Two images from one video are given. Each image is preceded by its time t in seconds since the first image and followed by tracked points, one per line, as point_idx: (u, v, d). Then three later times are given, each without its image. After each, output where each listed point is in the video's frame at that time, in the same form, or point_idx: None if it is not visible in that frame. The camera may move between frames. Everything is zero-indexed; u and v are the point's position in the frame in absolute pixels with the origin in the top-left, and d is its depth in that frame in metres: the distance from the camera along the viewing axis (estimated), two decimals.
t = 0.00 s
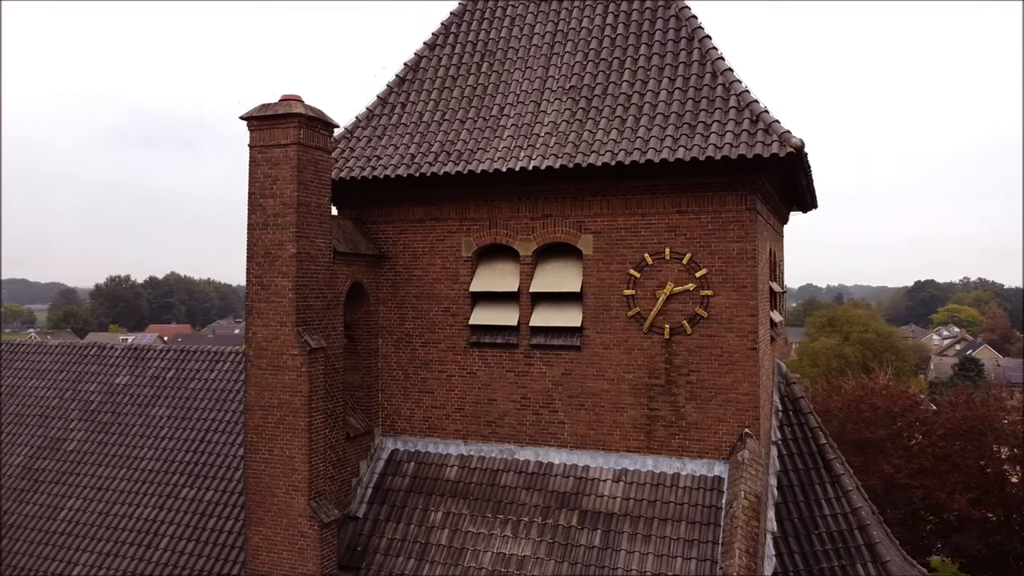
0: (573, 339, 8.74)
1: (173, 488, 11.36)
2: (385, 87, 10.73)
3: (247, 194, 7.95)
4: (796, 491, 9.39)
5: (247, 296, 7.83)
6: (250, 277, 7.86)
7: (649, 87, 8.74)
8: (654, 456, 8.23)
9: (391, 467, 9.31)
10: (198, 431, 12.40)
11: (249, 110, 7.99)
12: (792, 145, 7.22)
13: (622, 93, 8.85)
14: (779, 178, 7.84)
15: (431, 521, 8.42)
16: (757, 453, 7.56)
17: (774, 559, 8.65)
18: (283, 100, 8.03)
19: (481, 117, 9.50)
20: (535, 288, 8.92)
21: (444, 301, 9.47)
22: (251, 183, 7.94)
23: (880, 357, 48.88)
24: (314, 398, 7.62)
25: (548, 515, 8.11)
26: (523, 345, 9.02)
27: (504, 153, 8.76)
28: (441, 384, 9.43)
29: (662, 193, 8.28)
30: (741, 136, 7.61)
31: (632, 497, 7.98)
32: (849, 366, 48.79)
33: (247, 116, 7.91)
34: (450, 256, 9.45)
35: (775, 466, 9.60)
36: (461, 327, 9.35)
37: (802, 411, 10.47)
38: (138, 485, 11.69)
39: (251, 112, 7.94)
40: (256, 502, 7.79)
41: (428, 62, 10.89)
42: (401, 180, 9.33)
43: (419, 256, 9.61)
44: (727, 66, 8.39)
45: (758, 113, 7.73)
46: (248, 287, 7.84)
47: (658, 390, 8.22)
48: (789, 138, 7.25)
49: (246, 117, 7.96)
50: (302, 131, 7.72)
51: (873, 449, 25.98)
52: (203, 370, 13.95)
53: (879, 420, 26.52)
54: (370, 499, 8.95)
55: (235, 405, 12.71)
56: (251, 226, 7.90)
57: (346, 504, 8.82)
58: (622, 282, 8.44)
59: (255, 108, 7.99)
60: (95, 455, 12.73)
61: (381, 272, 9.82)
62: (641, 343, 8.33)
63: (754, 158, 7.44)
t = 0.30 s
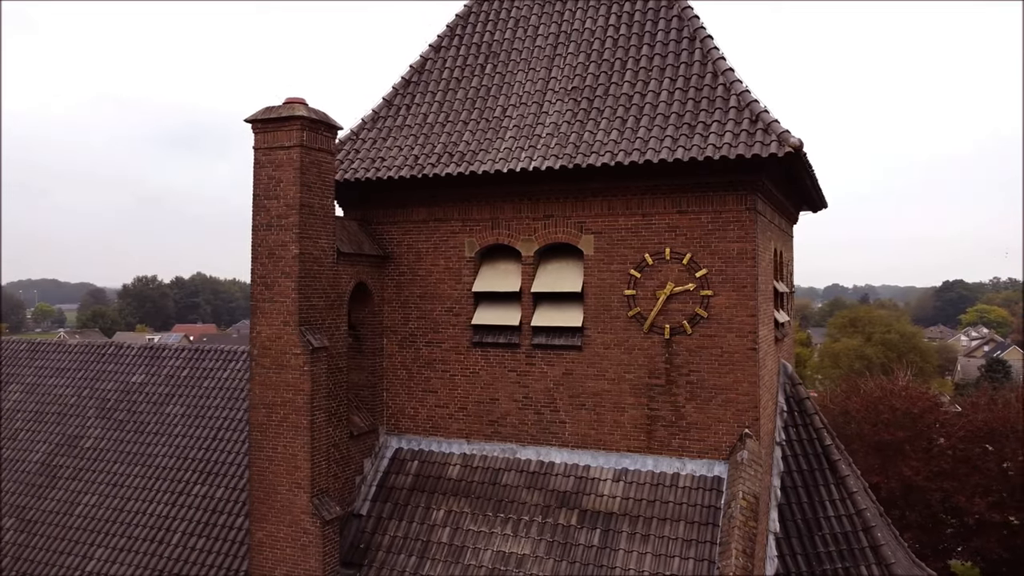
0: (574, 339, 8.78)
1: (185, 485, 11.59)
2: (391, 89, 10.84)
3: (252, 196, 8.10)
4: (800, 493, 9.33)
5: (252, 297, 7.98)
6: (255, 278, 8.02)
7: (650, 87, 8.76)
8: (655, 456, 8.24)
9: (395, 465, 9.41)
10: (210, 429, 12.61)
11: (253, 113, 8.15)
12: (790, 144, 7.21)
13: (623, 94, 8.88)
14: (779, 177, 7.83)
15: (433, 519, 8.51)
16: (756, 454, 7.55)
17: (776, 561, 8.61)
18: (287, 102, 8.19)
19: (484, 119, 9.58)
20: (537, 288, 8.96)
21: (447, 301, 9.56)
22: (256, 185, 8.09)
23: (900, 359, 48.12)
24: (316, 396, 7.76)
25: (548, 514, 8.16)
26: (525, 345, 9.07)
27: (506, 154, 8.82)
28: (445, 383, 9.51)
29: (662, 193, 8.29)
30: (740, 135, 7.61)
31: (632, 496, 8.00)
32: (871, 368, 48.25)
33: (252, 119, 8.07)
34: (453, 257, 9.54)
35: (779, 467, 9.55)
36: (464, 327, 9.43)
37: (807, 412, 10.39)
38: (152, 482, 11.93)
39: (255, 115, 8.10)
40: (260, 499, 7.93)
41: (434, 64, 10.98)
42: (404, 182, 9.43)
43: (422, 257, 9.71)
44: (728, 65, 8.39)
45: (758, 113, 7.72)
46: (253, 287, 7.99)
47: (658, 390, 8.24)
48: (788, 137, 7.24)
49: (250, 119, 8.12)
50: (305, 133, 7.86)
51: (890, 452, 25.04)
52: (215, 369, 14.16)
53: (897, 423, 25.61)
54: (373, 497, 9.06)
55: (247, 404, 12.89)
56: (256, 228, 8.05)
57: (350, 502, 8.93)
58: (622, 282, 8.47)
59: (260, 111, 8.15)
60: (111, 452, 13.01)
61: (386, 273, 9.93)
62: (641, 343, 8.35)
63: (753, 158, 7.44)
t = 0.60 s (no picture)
0: (574, 339, 8.81)
1: (195, 482, 11.81)
2: (395, 91, 10.95)
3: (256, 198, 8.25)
4: (803, 494, 9.29)
5: (255, 297, 8.13)
6: (258, 278, 8.16)
7: (650, 88, 8.78)
8: (654, 456, 8.25)
9: (398, 463, 9.51)
10: (221, 427, 12.83)
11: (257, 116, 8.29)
12: (788, 144, 7.19)
13: (623, 94, 8.91)
14: (778, 177, 7.80)
15: (433, 517, 8.60)
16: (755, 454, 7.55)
17: (777, 562, 8.59)
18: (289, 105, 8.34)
19: (485, 120, 9.65)
20: (538, 288, 9.01)
21: (449, 302, 9.64)
22: (259, 187, 8.23)
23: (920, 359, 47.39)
24: (318, 395, 7.88)
25: (547, 513, 8.21)
26: (526, 345, 9.13)
27: (506, 155, 8.88)
28: (447, 382, 9.59)
29: (661, 193, 8.30)
30: (738, 136, 7.60)
31: (630, 496, 8.03)
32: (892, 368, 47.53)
33: (255, 121, 8.21)
34: (455, 258, 9.62)
35: (782, 468, 9.51)
36: (466, 327, 9.51)
37: (812, 413, 10.33)
38: (163, 479, 12.16)
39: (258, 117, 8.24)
40: (263, 496, 8.07)
41: (437, 66, 11.07)
42: (407, 183, 9.52)
43: (425, 257, 9.80)
44: (728, 65, 8.38)
45: (756, 112, 7.71)
46: (256, 287, 8.13)
47: (657, 390, 8.25)
48: (785, 137, 7.22)
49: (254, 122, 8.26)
50: (307, 135, 7.98)
51: (908, 454, 24.77)
52: (226, 368, 14.38)
53: (914, 424, 25.42)
54: (376, 495, 9.16)
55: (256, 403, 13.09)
56: (259, 229, 8.19)
57: (353, 500, 9.05)
58: (622, 282, 8.49)
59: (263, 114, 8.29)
60: (125, 449, 13.27)
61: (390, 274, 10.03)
62: (640, 343, 8.37)
63: (751, 158, 7.43)
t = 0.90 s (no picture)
0: (573, 339, 8.85)
1: (205, 479, 12.02)
2: (399, 93, 11.05)
3: (258, 199, 8.39)
4: (804, 494, 9.25)
5: (258, 296, 8.27)
6: (261, 278, 8.30)
7: (649, 88, 8.79)
8: (651, 456, 8.27)
9: (399, 461, 9.61)
10: (231, 425, 13.03)
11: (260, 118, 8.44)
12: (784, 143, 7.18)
13: (622, 94, 8.92)
14: (774, 177, 7.79)
15: (433, 515, 8.70)
16: (751, 454, 7.55)
17: (777, 562, 8.57)
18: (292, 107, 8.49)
19: (486, 121, 9.72)
20: (537, 288, 9.05)
21: (450, 301, 9.72)
22: (262, 188, 8.37)
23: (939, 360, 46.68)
24: (319, 393, 8.00)
25: (545, 511, 8.26)
26: (526, 344, 9.18)
27: (506, 155, 8.94)
28: (448, 381, 9.67)
29: (659, 193, 8.31)
30: (735, 135, 7.60)
31: (627, 495, 8.06)
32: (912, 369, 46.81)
33: (258, 123, 8.35)
34: (455, 257, 9.70)
35: (784, 468, 9.47)
36: (467, 326, 9.58)
37: (814, 413, 10.28)
38: (174, 476, 12.39)
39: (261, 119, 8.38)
40: (265, 492, 8.21)
41: (441, 67, 11.15)
42: (408, 184, 9.62)
43: (426, 257, 9.89)
44: (726, 65, 8.37)
45: (753, 112, 7.70)
46: (259, 286, 8.28)
47: (655, 389, 8.26)
48: (781, 136, 7.20)
49: (257, 124, 8.40)
50: (308, 137, 8.11)
51: (925, 456, 24.64)
52: (237, 367, 14.58)
53: (931, 425, 25.13)
54: (378, 493, 9.27)
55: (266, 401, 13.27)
56: (261, 230, 8.33)
57: (354, 497, 9.16)
58: (620, 281, 8.51)
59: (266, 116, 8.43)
60: (137, 446, 13.53)
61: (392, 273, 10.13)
62: (638, 342, 8.39)
63: (747, 158, 7.42)
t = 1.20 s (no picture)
0: (571, 338, 8.89)
1: (213, 477, 12.21)
2: (402, 94, 11.15)
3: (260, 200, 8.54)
4: (805, 494, 9.21)
5: (260, 296, 8.41)
6: (263, 278, 8.44)
7: (647, 87, 8.81)
8: (648, 455, 8.28)
9: (401, 459, 9.71)
10: (240, 423, 13.22)
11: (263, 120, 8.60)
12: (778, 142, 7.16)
13: (620, 94, 8.95)
14: (770, 176, 7.77)
15: (432, 512, 8.79)
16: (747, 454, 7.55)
17: (776, 562, 8.55)
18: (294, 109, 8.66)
19: (486, 122, 9.79)
20: (535, 288, 9.10)
21: (450, 301, 9.80)
22: (263, 189, 8.51)
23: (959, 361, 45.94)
24: (318, 391, 8.12)
25: (543, 510, 8.32)
26: (525, 344, 9.23)
27: (505, 156, 9.00)
28: (450, 380, 9.75)
29: (656, 193, 8.32)
30: (730, 135, 7.60)
31: (624, 495, 8.09)
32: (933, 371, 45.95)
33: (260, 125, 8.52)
34: (456, 258, 9.77)
35: (784, 469, 9.43)
36: (467, 326, 9.65)
37: (817, 413, 10.22)
38: (183, 473, 12.60)
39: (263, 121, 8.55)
40: (266, 489, 8.34)
41: (443, 68, 11.23)
42: (409, 184, 9.71)
43: (427, 257, 9.97)
44: (723, 64, 8.37)
45: (748, 111, 7.69)
46: (260, 286, 8.42)
47: (652, 389, 8.28)
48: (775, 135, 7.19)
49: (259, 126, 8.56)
50: (308, 139, 8.24)
51: (942, 458, 24.29)
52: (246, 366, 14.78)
53: (947, 425, 24.59)
54: (379, 491, 9.38)
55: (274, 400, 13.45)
56: (263, 230, 8.47)
57: (356, 494, 9.27)
58: (618, 281, 8.54)
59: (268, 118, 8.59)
60: (148, 444, 13.78)
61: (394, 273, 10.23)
62: (635, 342, 8.41)
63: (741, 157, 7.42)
